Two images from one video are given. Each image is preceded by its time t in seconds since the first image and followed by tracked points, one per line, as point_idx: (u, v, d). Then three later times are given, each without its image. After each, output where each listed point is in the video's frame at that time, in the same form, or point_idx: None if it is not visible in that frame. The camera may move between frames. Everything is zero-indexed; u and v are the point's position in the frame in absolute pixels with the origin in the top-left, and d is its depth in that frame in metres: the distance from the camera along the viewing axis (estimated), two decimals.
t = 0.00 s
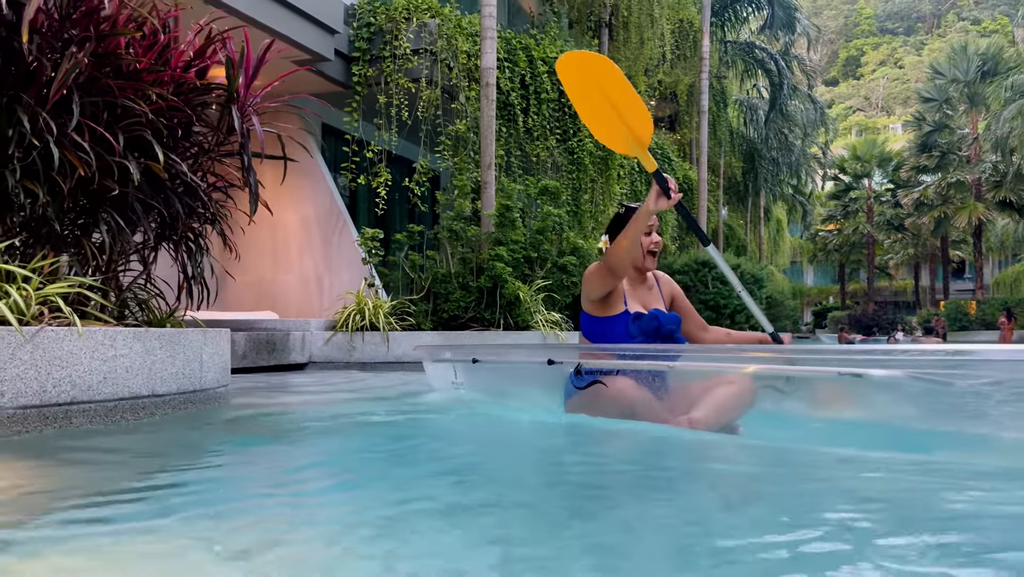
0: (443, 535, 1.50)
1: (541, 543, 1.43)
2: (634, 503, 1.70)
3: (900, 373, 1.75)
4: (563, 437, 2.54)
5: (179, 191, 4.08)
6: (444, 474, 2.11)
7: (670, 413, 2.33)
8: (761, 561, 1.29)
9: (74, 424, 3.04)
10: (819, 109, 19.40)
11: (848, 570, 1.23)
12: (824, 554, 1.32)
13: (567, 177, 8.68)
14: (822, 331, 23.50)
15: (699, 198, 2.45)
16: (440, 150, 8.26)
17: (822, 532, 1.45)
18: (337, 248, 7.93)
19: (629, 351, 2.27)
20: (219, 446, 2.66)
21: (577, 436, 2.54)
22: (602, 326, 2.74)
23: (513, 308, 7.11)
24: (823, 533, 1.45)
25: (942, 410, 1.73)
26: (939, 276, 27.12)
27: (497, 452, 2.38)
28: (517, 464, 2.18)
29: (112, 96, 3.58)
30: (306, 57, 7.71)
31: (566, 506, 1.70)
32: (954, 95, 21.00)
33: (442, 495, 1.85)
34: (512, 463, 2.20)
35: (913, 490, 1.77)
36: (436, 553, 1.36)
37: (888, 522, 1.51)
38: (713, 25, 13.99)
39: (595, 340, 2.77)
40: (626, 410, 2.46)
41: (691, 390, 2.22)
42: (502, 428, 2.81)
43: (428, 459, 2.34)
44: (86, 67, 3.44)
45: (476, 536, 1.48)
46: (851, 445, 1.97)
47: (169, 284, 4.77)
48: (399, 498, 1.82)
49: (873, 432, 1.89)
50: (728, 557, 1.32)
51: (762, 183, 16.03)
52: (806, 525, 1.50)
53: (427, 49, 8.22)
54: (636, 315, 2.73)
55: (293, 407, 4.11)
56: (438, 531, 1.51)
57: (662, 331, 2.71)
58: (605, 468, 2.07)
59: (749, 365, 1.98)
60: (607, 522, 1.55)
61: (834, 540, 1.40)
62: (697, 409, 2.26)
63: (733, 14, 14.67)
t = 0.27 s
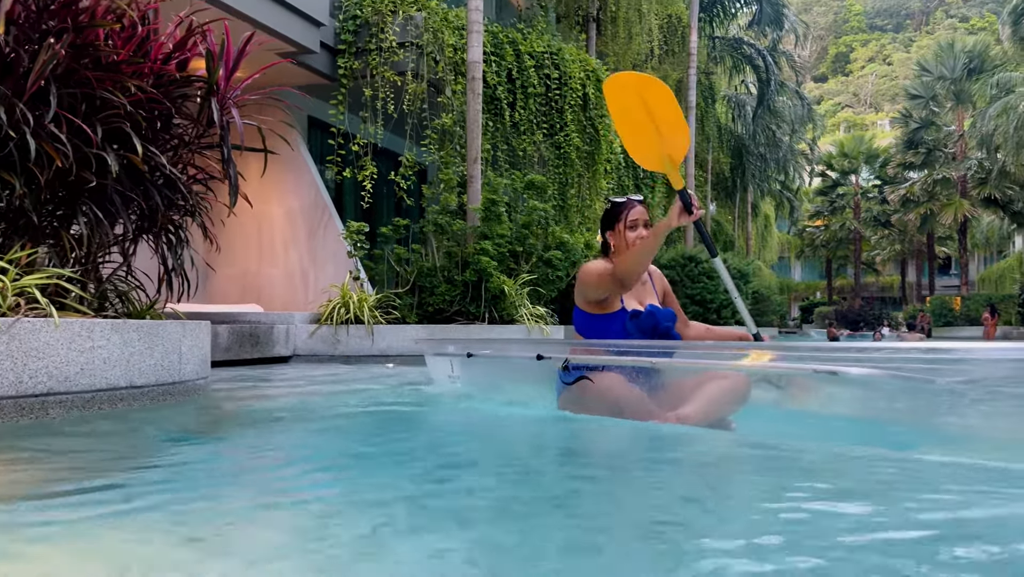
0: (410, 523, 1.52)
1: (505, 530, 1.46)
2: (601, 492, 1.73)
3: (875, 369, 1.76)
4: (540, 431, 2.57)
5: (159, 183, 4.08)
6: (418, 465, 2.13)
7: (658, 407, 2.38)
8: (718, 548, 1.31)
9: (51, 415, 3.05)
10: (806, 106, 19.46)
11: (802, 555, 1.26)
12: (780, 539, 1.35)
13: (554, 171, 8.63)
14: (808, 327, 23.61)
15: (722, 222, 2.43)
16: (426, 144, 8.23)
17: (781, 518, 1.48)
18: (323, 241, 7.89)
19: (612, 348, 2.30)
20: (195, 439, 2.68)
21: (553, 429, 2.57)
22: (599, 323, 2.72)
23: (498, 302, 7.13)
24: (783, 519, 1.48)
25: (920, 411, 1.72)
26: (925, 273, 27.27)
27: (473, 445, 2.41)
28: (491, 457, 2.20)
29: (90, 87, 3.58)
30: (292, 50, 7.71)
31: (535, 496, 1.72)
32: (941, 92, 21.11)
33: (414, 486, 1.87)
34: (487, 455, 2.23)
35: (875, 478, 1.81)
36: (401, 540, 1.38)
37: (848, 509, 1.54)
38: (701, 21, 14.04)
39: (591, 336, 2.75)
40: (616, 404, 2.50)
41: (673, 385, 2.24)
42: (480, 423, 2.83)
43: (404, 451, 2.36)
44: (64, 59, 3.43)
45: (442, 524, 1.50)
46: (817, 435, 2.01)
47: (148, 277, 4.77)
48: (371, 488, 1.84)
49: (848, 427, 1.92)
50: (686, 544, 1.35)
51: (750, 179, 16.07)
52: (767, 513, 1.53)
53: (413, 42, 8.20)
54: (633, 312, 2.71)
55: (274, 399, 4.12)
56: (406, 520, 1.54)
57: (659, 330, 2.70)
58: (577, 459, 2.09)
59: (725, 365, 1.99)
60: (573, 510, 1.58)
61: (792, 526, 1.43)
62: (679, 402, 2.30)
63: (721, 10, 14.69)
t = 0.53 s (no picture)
0: (379, 517, 1.54)
1: (472, 525, 1.48)
2: (568, 486, 1.76)
3: (849, 365, 1.79)
4: (515, 427, 2.59)
5: (136, 177, 4.08)
6: (392, 462, 2.15)
7: (644, 406, 2.30)
8: (680, 541, 1.34)
9: (26, 408, 3.06)
10: (790, 103, 19.57)
11: (760, 543, 1.31)
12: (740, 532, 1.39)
13: (537, 167, 8.64)
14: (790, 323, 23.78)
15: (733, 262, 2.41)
16: (408, 139, 8.24)
17: (743, 510, 1.51)
18: (305, 236, 7.92)
19: (602, 346, 2.31)
20: (170, 433, 2.69)
21: (528, 426, 2.60)
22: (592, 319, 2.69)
23: (479, 297, 7.15)
24: (745, 513, 1.51)
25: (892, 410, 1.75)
26: (906, 269, 27.49)
27: (448, 442, 2.43)
28: (464, 453, 2.23)
29: (67, 81, 3.57)
30: (274, 43, 7.70)
31: (504, 491, 1.75)
32: (923, 90, 21.27)
33: (386, 482, 1.89)
34: (460, 451, 2.25)
35: (835, 470, 1.86)
36: (369, 535, 1.40)
37: (809, 503, 1.57)
38: (685, 17, 14.08)
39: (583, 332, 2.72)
40: (609, 404, 2.45)
41: (659, 379, 2.18)
42: (456, 420, 2.86)
43: (379, 448, 2.38)
44: (40, 52, 3.42)
45: (411, 519, 1.52)
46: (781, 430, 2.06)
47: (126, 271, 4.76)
48: (343, 483, 1.86)
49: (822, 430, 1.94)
50: (649, 536, 1.37)
51: (733, 175, 16.15)
52: (730, 506, 1.56)
53: (396, 37, 8.21)
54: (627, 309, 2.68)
55: (251, 393, 4.13)
56: (376, 514, 1.56)
57: (652, 327, 2.66)
58: (548, 454, 2.12)
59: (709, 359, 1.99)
60: (540, 505, 1.60)
61: (753, 520, 1.46)
62: (665, 401, 2.22)
63: (706, 7, 14.74)
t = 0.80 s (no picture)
0: (348, 514, 1.56)
1: (438, 518, 1.50)
2: (539, 480, 1.78)
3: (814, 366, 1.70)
4: (492, 425, 2.62)
5: (114, 173, 4.07)
6: (368, 460, 2.17)
7: (633, 404, 2.20)
8: (642, 532, 1.37)
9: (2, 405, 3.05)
10: (771, 102, 19.70)
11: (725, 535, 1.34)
12: (702, 522, 1.41)
13: (519, 164, 8.66)
14: (772, 320, 23.96)
15: (728, 257, 2.17)
16: (390, 135, 8.21)
17: (705, 502, 1.55)
18: (285, 231, 7.87)
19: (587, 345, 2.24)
20: (148, 432, 2.70)
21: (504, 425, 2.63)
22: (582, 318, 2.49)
23: (461, 294, 7.16)
24: (710, 503, 1.54)
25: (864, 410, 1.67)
26: (886, 267, 27.74)
27: (426, 439, 2.45)
28: (439, 451, 2.25)
29: (44, 77, 3.56)
30: (256, 39, 7.68)
31: (474, 486, 1.76)
32: (902, 90, 21.48)
33: (359, 480, 1.90)
34: (437, 448, 2.28)
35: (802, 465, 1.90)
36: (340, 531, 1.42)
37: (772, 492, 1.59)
38: (667, 16, 14.16)
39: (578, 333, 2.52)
40: (598, 402, 2.35)
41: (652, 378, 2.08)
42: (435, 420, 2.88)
43: (356, 446, 2.40)
44: (16, 48, 3.41)
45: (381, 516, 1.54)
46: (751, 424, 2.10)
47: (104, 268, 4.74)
48: (318, 482, 1.88)
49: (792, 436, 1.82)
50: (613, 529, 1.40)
51: (715, 173, 16.25)
52: (696, 496, 1.59)
53: (377, 33, 8.20)
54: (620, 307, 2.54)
55: (230, 391, 4.14)
56: (346, 511, 1.57)
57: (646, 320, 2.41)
58: (524, 451, 2.14)
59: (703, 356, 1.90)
60: (509, 500, 1.63)
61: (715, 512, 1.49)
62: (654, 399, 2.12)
63: (688, 6, 14.82)
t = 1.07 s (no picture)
0: (330, 514, 1.57)
1: (419, 519, 1.52)
2: (518, 480, 1.81)
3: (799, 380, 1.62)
4: (471, 425, 2.64)
5: (91, 170, 4.04)
6: (350, 459, 2.19)
7: (624, 409, 2.03)
8: (620, 533, 1.40)
9: None
10: (750, 100, 19.84)
11: (697, 534, 1.38)
12: (678, 523, 1.44)
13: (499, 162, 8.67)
14: (750, 317, 24.16)
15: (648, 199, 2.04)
16: (370, 132, 8.14)
17: (679, 501, 1.59)
18: (265, 228, 7.87)
19: (570, 352, 2.10)
20: (126, 430, 2.71)
21: (483, 425, 2.66)
22: (569, 321, 2.33)
23: (441, 291, 7.18)
24: (685, 503, 1.57)
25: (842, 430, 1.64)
26: (863, 264, 28.05)
27: (406, 438, 2.47)
28: (419, 450, 2.27)
29: (20, 73, 3.54)
30: (235, 34, 7.65)
31: (455, 486, 1.79)
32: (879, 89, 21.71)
33: (341, 480, 1.92)
34: (415, 448, 2.30)
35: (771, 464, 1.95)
36: (322, 532, 1.44)
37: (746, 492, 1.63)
38: (647, 14, 14.22)
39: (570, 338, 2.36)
40: (592, 410, 2.18)
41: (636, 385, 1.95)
42: (416, 419, 2.90)
43: (336, 445, 2.41)
44: None
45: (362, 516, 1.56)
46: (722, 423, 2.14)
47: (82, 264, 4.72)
48: (299, 482, 1.89)
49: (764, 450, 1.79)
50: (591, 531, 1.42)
51: (695, 171, 16.35)
52: (670, 497, 1.62)
53: (358, 29, 8.18)
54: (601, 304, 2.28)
55: (209, 388, 4.14)
56: (328, 512, 1.59)
57: (630, 319, 2.24)
58: (503, 450, 2.17)
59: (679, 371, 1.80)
60: (490, 499, 1.65)
61: (693, 512, 1.52)
62: (647, 403, 1.95)
63: (669, 4, 14.91)
